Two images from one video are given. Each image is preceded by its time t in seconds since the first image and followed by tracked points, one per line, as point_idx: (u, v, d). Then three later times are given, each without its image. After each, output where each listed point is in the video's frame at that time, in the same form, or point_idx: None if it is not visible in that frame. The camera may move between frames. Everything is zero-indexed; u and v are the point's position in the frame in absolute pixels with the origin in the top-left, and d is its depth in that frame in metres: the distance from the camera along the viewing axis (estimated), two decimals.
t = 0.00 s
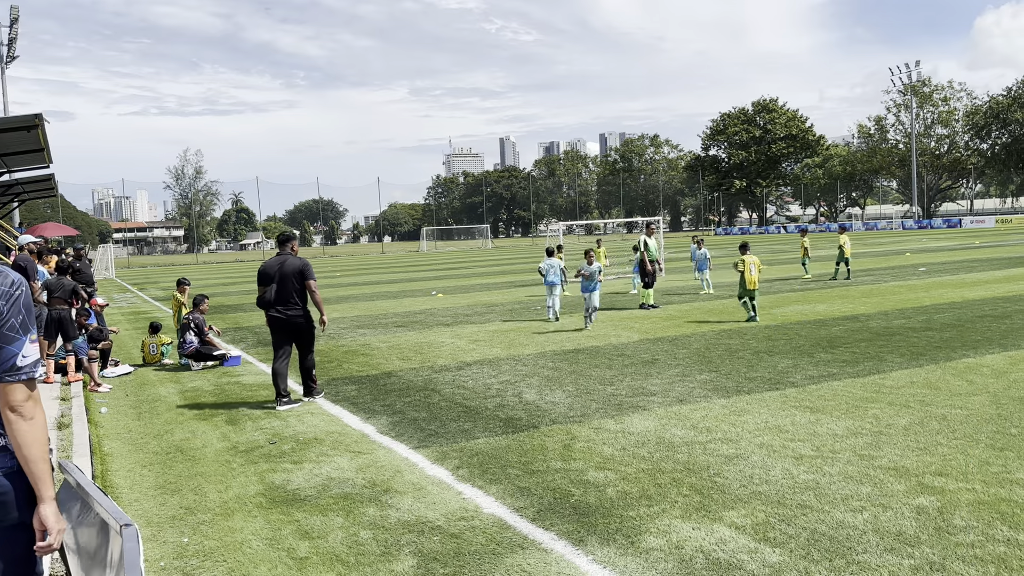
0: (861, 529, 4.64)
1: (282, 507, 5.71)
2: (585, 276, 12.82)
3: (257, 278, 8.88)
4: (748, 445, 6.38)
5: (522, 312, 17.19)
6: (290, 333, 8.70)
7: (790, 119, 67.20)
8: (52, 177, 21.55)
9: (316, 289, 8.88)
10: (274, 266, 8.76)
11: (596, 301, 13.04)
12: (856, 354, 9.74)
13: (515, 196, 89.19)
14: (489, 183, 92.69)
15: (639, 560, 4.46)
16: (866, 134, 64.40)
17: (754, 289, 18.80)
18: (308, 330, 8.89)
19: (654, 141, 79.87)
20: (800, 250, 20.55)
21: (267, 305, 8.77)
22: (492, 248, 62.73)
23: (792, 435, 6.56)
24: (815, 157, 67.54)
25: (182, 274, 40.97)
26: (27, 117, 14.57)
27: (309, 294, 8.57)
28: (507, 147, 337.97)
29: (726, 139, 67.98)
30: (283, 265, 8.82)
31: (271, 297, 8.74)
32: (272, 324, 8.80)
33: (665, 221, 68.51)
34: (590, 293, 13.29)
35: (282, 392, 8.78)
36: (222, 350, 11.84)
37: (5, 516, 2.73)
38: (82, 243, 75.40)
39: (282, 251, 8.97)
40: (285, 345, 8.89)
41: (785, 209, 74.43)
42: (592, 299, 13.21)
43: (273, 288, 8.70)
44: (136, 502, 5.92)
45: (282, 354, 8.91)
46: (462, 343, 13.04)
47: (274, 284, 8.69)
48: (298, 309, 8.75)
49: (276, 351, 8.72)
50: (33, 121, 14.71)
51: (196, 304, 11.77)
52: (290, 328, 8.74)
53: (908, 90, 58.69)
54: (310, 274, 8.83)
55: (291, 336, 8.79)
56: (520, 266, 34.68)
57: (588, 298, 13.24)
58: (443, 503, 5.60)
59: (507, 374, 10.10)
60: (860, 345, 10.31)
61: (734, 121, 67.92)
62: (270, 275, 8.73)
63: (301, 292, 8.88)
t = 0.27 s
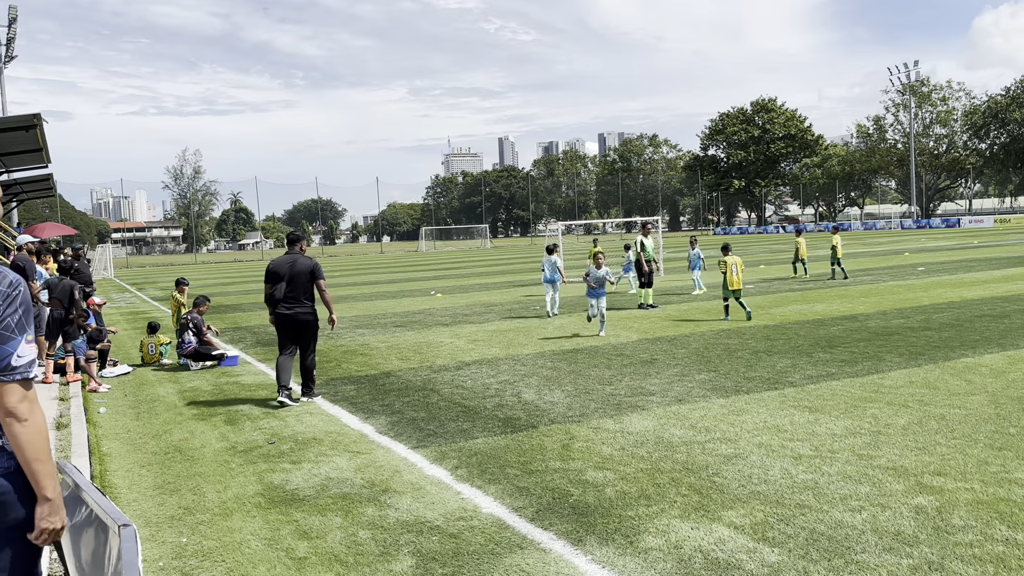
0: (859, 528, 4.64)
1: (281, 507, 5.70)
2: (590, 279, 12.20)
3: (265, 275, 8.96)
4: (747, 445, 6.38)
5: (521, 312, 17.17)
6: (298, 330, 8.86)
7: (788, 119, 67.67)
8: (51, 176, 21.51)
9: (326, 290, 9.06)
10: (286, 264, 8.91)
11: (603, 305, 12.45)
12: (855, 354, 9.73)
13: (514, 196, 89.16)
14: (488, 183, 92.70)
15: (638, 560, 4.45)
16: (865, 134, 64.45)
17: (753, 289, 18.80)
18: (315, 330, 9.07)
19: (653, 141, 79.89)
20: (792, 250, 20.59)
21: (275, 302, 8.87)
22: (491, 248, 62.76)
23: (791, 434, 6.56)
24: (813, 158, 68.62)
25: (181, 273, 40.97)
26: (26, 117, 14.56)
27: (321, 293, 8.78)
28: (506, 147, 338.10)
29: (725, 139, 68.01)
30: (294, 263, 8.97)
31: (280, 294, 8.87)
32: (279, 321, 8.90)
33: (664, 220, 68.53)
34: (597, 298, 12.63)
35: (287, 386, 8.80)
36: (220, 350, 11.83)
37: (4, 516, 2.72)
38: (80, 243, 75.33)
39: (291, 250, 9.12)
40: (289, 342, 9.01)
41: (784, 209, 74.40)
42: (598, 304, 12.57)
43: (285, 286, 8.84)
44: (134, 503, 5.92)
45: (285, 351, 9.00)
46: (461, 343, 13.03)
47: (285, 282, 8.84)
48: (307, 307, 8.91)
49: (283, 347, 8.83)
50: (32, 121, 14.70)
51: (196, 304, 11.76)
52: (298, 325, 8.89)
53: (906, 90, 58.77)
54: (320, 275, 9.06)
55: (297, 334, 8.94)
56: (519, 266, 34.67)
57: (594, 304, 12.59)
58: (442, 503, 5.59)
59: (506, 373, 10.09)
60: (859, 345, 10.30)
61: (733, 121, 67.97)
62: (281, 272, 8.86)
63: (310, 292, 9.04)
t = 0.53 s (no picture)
0: (858, 528, 4.64)
1: (279, 507, 5.70)
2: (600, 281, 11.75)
3: (269, 273, 8.96)
4: (746, 445, 6.38)
5: (520, 312, 17.15)
6: (303, 329, 8.89)
7: (787, 119, 67.58)
8: (49, 177, 21.50)
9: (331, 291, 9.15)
10: (292, 264, 8.95)
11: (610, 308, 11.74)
12: (854, 354, 9.73)
13: (512, 196, 89.10)
14: (486, 183, 92.63)
15: (637, 560, 4.45)
16: (863, 134, 64.48)
17: (751, 289, 18.80)
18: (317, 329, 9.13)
19: (652, 141, 79.87)
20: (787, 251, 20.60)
21: (280, 301, 8.87)
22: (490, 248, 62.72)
23: (790, 434, 6.56)
24: (811, 158, 68.93)
25: (180, 273, 40.88)
26: (24, 117, 14.54)
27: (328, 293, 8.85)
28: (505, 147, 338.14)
29: (723, 139, 67.99)
30: (299, 263, 9.03)
31: (286, 293, 8.88)
32: (283, 320, 8.91)
33: (662, 220, 68.49)
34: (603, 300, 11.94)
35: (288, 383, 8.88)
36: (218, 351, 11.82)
37: (12, 509, 2.69)
38: (79, 243, 75.29)
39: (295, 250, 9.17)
40: (292, 341, 9.03)
41: (783, 209, 74.46)
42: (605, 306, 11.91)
43: (292, 285, 8.88)
44: (133, 502, 5.91)
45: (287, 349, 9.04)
46: (460, 343, 13.01)
47: (292, 281, 8.87)
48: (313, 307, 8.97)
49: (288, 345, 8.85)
50: (30, 120, 14.68)
51: (194, 304, 11.75)
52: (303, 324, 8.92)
53: (904, 90, 58.81)
54: (326, 274, 9.15)
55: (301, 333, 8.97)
56: (518, 266, 34.66)
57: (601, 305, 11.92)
58: (441, 503, 5.59)
59: (505, 373, 10.09)
60: (858, 345, 10.31)
61: (732, 121, 67.96)
62: (287, 271, 8.89)
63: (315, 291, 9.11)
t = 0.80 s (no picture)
0: (856, 528, 4.64)
1: (278, 507, 5.69)
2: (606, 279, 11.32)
3: (268, 274, 8.96)
4: (744, 445, 6.38)
5: (519, 313, 17.14)
6: (302, 328, 8.88)
7: (786, 119, 67.58)
8: (47, 177, 21.47)
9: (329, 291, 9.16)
10: (291, 264, 8.96)
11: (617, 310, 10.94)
12: (852, 354, 9.74)
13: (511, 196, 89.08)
14: (485, 183, 92.58)
15: (635, 560, 4.45)
16: (862, 134, 64.55)
17: (750, 289, 18.81)
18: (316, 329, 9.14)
19: (651, 141, 79.89)
20: (784, 251, 20.61)
21: (279, 301, 8.86)
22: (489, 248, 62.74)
23: (788, 434, 6.56)
24: (810, 158, 68.99)
25: (178, 273, 40.82)
26: (22, 117, 14.51)
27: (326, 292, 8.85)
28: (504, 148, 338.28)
29: (722, 139, 68.04)
30: (298, 264, 9.03)
31: (285, 293, 8.87)
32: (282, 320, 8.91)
33: (661, 220, 68.48)
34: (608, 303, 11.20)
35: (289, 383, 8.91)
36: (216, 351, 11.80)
37: (7, 510, 2.68)
38: (78, 243, 75.25)
39: (293, 251, 9.18)
40: (291, 342, 9.00)
41: (781, 209, 74.50)
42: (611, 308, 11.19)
43: (290, 285, 8.87)
44: (132, 503, 5.90)
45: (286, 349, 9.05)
46: (459, 343, 13.00)
47: (291, 281, 8.87)
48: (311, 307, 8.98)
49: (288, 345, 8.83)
50: (28, 120, 14.65)
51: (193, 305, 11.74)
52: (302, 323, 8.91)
53: (903, 90, 58.88)
54: (324, 275, 9.16)
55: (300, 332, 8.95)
56: (516, 266, 34.64)
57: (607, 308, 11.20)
58: (439, 503, 5.58)
59: (504, 373, 10.09)
60: (857, 345, 10.31)
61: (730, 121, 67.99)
62: (286, 272, 8.89)
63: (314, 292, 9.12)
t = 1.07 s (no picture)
0: (854, 528, 4.65)
1: (276, 508, 5.68)
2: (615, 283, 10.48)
3: (260, 275, 8.96)
4: (743, 445, 6.38)
5: (517, 313, 17.13)
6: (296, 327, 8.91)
7: (784, 119, 67.44)
8: (45, 177, 21.43)
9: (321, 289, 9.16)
10: (282, 264, 8.96)
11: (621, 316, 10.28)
12: (851, 354, 9.76)
13: (510, 196, 89.09)
14: (484, 183, 92.60)
15: (633, 560, 4.45)
16: (860, 134, 64.66)
17: (749, 289, 18.83)
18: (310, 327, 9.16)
19: (650, 142, 79.95)
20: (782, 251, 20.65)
21: (272, 301, 8.88)
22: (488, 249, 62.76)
23: (787, 434, 6.56)
24: (809, 158, 69.02)
25: (176, 273, 40.78)
26: (21, 117, 14.50)
27: (317, 292, 8.86)
28: (502, 148, 338.61)
29: (720, 139, 68.11)
30: (290, 264, 9.03)
31: (277, 293, 8.89)
32: (276, 320, 8.93)
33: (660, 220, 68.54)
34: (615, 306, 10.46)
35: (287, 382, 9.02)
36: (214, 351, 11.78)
37: (7, 509, 2.68)
38: (76, 243, 75.16)
39: (284, 250, 9.17)
40: (286, 341, 9.04)
41: (780, 210, 74.58)
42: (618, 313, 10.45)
43: (282, 285, 8.88)
44: (130, 504, 5.89)
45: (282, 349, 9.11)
46: (457, 343, 13.01)
47: (283, 281, 8.88)
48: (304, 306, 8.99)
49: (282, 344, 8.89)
50: (26, 120, 14.62)
51: (192, 305, 11.71)
52: (295, 323, 8.94)
53: (901, 91, 59.01)
54: (316, 274, 9.16)
55: (294, 331, 8.99)
56: (515, 267, 34.68)
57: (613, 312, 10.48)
58: (438, 503, 5.58)
59: (502, 373, 10.09)
60: (856, 345, 10.32)
61: (729, 121, 68.03)
62: (277, 272, 8.89)
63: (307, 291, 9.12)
